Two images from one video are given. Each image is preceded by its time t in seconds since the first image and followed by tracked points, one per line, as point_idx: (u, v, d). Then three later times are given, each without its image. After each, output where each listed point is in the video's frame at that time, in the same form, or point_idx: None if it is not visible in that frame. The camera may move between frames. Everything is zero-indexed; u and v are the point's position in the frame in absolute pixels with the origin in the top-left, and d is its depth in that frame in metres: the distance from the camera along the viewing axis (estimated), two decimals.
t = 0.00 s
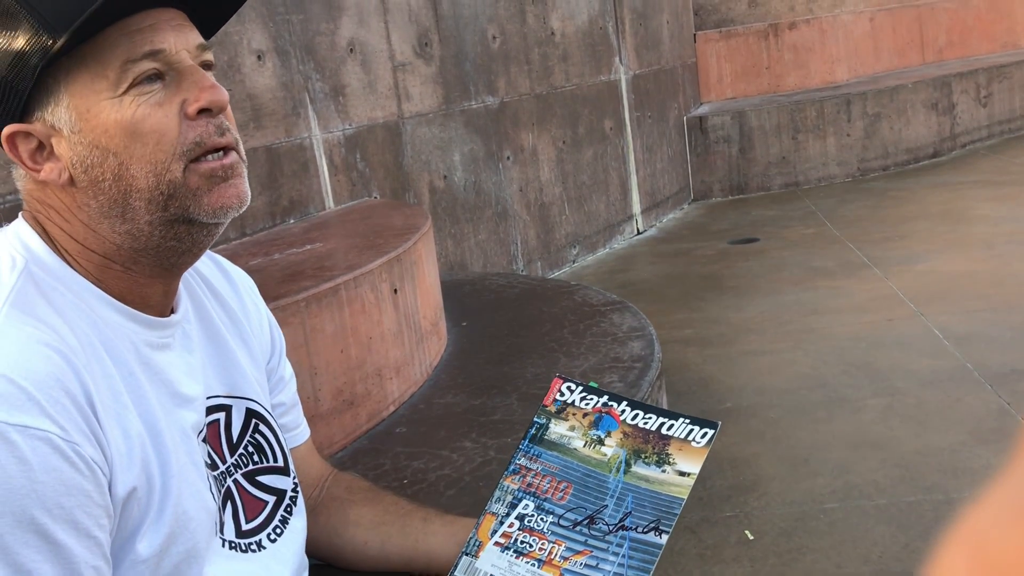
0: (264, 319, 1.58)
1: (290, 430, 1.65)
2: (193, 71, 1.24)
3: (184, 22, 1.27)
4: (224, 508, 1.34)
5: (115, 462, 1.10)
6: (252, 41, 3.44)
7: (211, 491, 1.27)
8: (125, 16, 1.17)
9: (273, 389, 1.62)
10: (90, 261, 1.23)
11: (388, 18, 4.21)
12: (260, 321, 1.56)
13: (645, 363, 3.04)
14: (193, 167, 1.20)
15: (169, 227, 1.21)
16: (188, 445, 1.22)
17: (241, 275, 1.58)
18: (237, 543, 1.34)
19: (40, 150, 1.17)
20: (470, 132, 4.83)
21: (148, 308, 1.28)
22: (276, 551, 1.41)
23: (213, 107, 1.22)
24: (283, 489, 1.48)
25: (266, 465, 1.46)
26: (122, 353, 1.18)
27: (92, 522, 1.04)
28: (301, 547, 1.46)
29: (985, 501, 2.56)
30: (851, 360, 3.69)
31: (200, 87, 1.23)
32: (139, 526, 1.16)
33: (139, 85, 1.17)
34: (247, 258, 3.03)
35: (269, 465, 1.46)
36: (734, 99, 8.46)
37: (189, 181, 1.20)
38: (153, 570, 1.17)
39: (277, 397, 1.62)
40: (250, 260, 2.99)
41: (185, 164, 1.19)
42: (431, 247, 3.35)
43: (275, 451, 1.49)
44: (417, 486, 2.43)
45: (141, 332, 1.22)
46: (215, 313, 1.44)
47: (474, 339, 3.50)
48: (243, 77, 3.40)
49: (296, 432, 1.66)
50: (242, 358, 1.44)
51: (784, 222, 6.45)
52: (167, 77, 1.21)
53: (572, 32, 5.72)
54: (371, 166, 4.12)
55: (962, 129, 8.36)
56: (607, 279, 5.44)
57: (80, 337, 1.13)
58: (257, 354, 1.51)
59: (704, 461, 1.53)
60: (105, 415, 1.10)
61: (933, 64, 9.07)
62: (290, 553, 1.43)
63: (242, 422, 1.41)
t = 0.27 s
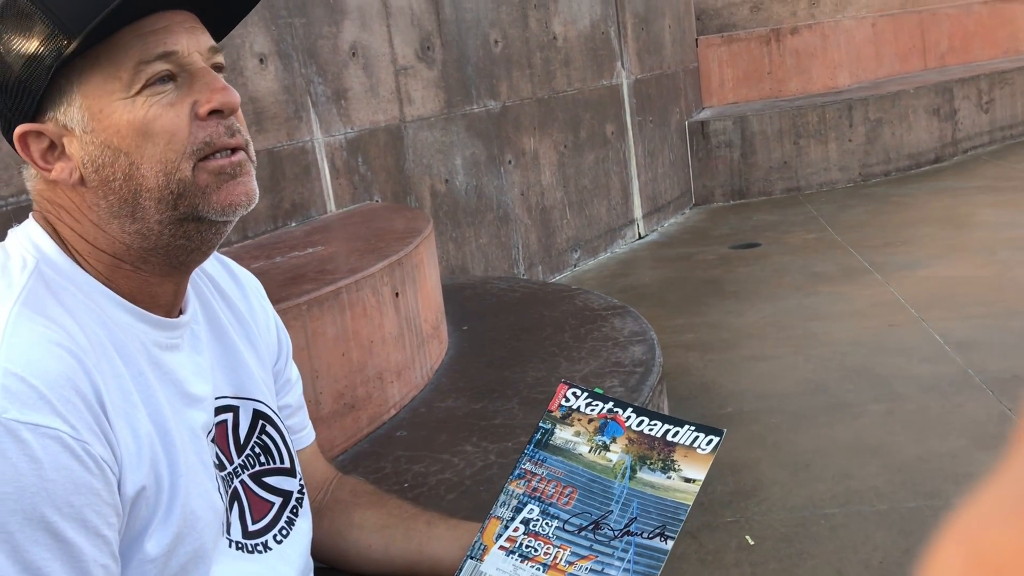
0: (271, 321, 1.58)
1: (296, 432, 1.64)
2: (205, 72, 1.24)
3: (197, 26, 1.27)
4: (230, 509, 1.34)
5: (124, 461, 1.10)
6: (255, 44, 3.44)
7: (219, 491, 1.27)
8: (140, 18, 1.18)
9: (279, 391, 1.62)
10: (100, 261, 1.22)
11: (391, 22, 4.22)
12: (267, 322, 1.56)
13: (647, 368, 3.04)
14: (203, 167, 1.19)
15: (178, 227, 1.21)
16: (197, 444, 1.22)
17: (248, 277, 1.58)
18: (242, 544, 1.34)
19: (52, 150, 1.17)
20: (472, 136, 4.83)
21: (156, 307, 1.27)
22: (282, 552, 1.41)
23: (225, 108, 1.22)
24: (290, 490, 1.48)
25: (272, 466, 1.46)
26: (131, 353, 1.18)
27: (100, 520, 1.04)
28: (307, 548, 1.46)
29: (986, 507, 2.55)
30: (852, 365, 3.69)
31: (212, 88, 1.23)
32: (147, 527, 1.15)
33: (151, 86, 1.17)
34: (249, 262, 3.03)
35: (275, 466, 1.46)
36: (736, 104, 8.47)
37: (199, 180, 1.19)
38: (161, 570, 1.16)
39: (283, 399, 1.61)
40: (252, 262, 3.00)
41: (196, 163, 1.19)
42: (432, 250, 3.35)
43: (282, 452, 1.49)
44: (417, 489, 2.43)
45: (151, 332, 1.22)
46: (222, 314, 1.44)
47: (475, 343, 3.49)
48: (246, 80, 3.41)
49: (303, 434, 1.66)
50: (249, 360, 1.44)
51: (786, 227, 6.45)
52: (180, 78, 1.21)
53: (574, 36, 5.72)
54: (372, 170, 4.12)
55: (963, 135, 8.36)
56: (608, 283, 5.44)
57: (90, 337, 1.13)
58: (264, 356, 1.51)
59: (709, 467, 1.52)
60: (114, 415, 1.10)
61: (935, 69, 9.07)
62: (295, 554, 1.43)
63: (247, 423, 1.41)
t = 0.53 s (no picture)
0: (277, 323, 1.58)
1: (301, 435, 1.65)
2: (220, 74, 1.24)
3: (214, 30, 1.28)
4: (234, 512, 1.35)
5: (127, 468, 1.11)
6: (260, 47, 3.45)
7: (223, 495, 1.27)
8: (160, 17, 1.19)
9: (284, 394, 1.62)
10: (110, 258, 1.22)
11: (395, 26, 4.23)
12: (274, 325, 1.57)
13: (649, 373, 3.04)
14: (213, 166, 1.20)
15: (186, 226, 1.20)
16: (204, 449, 1.22)
17: (255, 279, 1.58)
18: (246, 547, 1.35)
19: (64, 145, 1.18)
20: (475, 140, 4.84)
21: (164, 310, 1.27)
22: (285, 556, 1.41)
23: (237, 111, 1.22)
24: (294, 493, 1.48)
25: (277, 470, 1.46)
26: (138, 358, 1.18)
27: (100, 528, 1.04)
28: (310, 551, 1.46)
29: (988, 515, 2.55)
30: (855, 372, 3.69)
31: (226, 91, 1.23)
32: (150, 531, 1.16)
33: (167, 86, 1.17)
34: (252, 264, 3.04)
35: (280, 469, 1.47)
36: (740, 110, 8.47)
37: (207, 178, 1.19)
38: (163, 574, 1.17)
39: (288, 401, 1.62)
40: (256, 265, 3.00)
41: (205, 163, 1.19)
42: (436, 254, 3.36)
43: (286, 456, 1.49)
44: (419, 493, 2.43)
45: (160, 336, 1.22)
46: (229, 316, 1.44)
47: (478, 347, 3.50)
48: (250, 84, 3.42)
49: (307, 437, 1.66)
50: (255, 363, 1.44)
51: (789, 233, 6.45)
52: (195, 79, 1.21)
53: (578, 41, 5.73)
54: (376, 174, 4.13)
55: (967, 142, 8.36)
56: (611, 288, 5.44)
57: (97, 341, 1.13)
58: (270, 358, 1.51)
59: (713, 472, 1.52)
60: (119, 421, 1.11)
61: (939, 77, 9.07)
62: (297, 559, 1.43)
63: (253, 426, 1.42)
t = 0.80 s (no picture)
0: (288, 327, 1.58)
1: (309, 437, 1.65)
2: (200, 90, 1.20)
3: (224, 45, 1.24)
4: (241, 513, 1.32)
5: (121, 468, 1.09)
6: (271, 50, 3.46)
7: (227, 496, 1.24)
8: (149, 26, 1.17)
9: (295, 396, 1.62)
10: (102, 253, 1.20)
11: (405, 30, 4.24)
12: (285, 328, 1.56)
13: (656, 379, 3.03)
14: (170, 184, 1.14)
15: (147, 239, 1.15)
16: (202, 451, 1.20)
17: (268, 283, 1.59)
18: (253, 548, 1.32)
19: (69, 135, 1.20)
20: (484, 144, 4.84)
21: (165, 312, 1.25)
22: (290, 559, 1.38)
23: (200, 132, 1.16)
24: (300, 497, 1.46)
25: (283, 472, 1.44)
26: (139, 358, 1.17)
27: (83, 530, 1.02)
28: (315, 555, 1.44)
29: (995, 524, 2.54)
30: (862, 379, 3.68)
31: (194, 111, 1.18)
32: (148, 533, 1.14)
33: (138, 97, 1.15)
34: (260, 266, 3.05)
35: (287, 471, 1.45)
36: (749, 116, 8.47)
37: (164, 197, 1.14)
38: None
39: (298, 404, 1.62)
40: (264, 267, 3.01)
41: (161, 180, 1.14)
42: (443, 257, 3.36)
43: (294, 459, 1.47)
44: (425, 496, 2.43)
45: (160, 337, 1.21)
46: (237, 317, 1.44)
47: (484, 351, 3.49)
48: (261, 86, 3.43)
49: (316, 439, 1.67)
50: (263, 363, 1.44)
51: (797, 239, 6.44)
52: (172, 95, 1.18)
53: (587, 46, 5.74)
54: (384, 177, 4.14)
55: (976, 150, 8.34)
56: (618, 293, 5.44)
57: (94, 341, 1.13)
58: (281, 360, 1.50)
59: (721, 477, 1.52)
60: (113, 422, 1.10)
61: (949, 84, 9.05)
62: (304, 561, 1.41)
63: (260, 428, 1.40)
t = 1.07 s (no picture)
0: (300, 330, 1.57)
1: (320, 439, 1.65)
2: (221, 95, 1.20)
3: (245, 50, 1.24)
4: (251, 516, 1.31)
5: (128, 470, 1.08)
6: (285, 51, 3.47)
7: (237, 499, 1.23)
8: (171, 29, 1.17)
9: (305, 398, 1.63)
10: (115, 254, 1.20)
11: (418, 31, 4.24)
12: (296, 331, 1.56)
13: (667, 383, 3.02)
14: (191, 188, 1.14)
15: (164, 242, 1.15)
16: (212, 453, 1.19)
17: (280, 286, 1.58)
18: (263, 551, 1.31)
19: (84, 136, 1.19)
20: (496, 147, 4.84)
21: (179, 314, 1.24)
22: (301, 561, 1.37)
23: (221, 137, 1.16)
24: (310, 499, 1.46)
25: (293, 474, 1.44)
26: (149, 360, 1.16)
27: (88, 530, 1.01)
28: (325, 557, 1.44)
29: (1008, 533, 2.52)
30: (874, 385, 3.66)
31: (215, 115, 1.18)
32: (158, 534, 1.13)
33: (158, 100, 1.15)
34: (272, 266, 3.05)
35: (296, 474, 1.45)
36: (761, 120, 8.45)
37: (184, 202, 1.14)
38: None
39: (309, 406, 1.62)
40: (276, 267, 3.01)
41: (181, 184, 1.14)
42: (454, 259, 3.36)
43: (303, 461, 1.47)
44: (436, 498, 2.43)
45: (172, 337, 1.20)
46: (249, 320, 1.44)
47: (494, 354, 3.49)
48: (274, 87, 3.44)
49: (326, 442, 1.67)
50: (274, 365, 1.44)
51: (809, 244, 6.42)
52: (192, 98, 1.18)
53: (600, 49, 5.73)
54: (396, 178, 4.14)
55: (990, 156, 8.30)
56: (628, 296, 5.43)
57: (103, 342, 1.12)
58: (292, 363, 1.50)
59: (733, 479, 1.52)
60: (121, 423, 1.09)
61: (962, 89, 9.01)
62: (315, 563, 1.41)
63: (271, 430, 1.40)
